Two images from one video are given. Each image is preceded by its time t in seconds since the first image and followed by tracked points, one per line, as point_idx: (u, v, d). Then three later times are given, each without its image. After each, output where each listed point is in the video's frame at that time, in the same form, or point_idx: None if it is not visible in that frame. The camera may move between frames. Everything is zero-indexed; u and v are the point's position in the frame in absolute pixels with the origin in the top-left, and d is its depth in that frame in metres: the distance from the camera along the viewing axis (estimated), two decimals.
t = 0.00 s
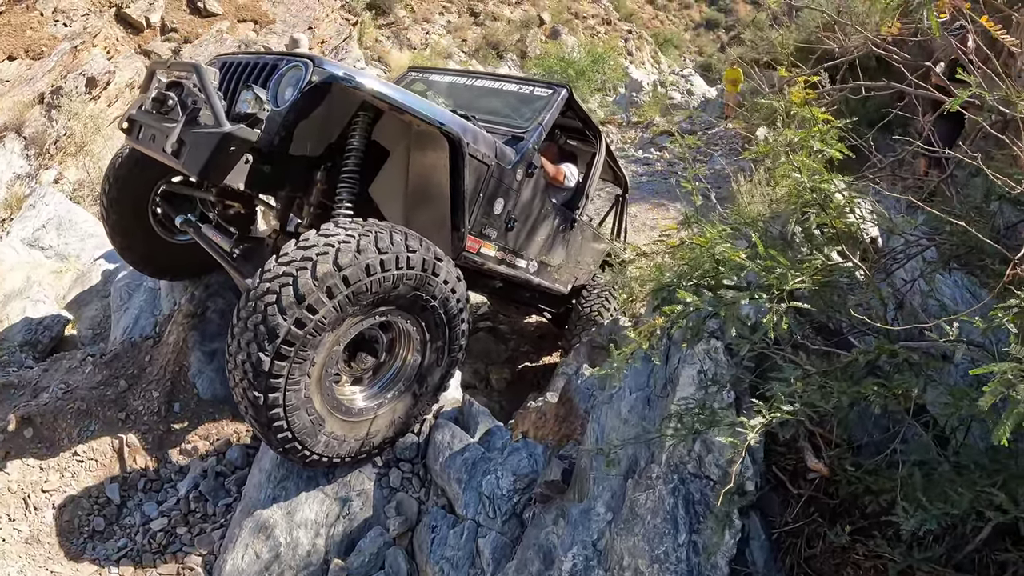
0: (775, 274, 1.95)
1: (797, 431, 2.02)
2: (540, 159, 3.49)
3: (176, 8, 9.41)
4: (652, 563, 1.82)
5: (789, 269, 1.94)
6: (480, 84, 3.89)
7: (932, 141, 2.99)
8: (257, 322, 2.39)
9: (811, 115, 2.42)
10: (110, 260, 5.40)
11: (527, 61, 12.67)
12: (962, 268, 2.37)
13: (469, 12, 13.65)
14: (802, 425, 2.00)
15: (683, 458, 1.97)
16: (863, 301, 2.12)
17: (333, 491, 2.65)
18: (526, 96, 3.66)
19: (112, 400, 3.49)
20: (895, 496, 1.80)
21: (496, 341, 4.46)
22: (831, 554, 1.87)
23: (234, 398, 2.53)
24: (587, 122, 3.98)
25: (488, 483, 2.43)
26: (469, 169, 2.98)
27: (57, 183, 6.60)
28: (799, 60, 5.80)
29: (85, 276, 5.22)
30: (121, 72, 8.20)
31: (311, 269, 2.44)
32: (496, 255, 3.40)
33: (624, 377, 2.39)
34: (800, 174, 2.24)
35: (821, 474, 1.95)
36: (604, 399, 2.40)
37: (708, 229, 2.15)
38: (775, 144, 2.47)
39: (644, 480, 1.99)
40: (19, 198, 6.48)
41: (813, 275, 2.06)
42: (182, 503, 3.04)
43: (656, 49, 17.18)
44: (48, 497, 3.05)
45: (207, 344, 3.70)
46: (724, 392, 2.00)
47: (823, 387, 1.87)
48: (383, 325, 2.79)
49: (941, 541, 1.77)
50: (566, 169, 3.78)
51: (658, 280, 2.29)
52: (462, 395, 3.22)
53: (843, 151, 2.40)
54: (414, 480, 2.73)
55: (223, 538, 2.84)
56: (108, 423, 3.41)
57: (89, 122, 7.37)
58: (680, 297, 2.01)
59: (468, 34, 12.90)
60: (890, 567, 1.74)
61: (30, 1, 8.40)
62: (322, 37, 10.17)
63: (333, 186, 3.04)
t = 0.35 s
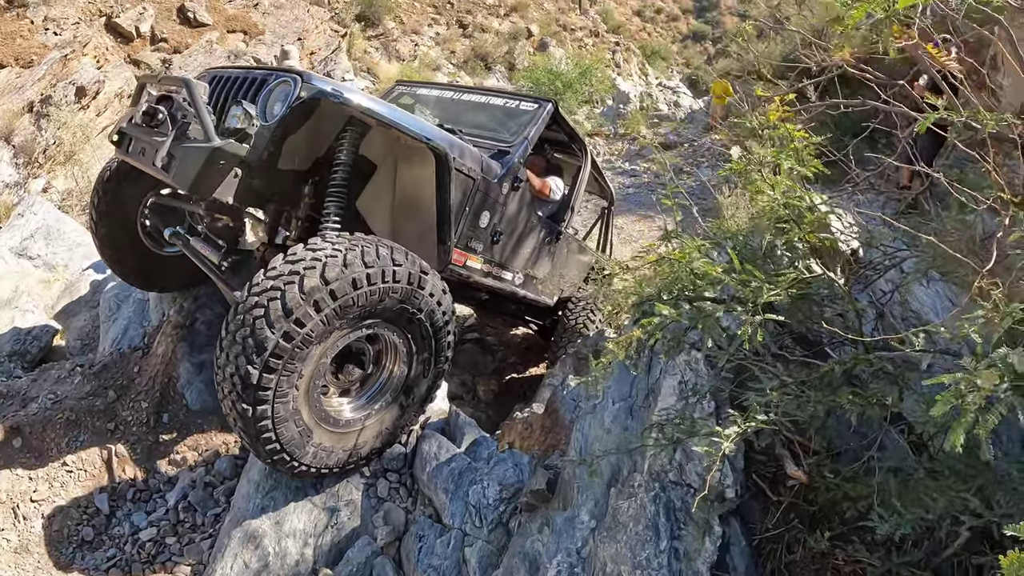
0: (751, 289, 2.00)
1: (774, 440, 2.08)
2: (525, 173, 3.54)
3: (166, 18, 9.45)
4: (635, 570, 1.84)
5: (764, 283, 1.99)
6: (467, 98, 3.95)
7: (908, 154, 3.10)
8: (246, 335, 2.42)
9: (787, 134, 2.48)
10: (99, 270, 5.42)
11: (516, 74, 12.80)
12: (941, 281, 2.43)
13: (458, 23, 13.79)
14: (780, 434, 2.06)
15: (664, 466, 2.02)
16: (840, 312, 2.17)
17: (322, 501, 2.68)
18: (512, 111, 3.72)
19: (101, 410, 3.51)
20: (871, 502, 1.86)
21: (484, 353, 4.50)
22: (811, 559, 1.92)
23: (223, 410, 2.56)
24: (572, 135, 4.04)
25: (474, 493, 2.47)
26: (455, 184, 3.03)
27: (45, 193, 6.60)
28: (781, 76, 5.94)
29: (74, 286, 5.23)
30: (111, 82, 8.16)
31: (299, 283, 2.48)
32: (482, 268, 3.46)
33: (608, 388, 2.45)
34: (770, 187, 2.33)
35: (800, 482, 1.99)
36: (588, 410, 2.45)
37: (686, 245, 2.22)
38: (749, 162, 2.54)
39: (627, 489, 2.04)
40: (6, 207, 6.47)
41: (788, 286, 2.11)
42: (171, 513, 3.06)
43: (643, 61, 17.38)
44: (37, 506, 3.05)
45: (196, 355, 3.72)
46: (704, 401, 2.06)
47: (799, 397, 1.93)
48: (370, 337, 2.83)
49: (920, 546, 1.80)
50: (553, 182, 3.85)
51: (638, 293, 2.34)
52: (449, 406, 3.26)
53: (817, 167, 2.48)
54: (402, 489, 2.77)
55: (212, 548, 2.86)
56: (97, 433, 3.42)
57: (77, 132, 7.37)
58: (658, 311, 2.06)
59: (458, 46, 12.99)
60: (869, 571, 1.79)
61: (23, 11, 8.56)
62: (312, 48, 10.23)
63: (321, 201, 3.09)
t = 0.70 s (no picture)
0: (743, 275, 2.02)
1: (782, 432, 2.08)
2: (533, 176, 3.57)
3: (184, 33, 9.65)
4: (636, 562, 1.87)
5: (757, 270, 2.00)
6: (473, 104, 4.00)
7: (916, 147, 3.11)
8: (252, 342, 2.47)
9: (782, 125, 2.48)
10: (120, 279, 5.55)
11: (532, 82, 12.87)
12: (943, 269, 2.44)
13: (473, 33, 13.91)
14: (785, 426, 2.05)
15: (667, 460, 2.00)
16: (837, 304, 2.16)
17: (333, 500, 2.73)
18: (518, 115, 3.76)
19: (119, 413, 3.59)
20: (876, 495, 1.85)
21: (499, 358, 4.52)
22: (817, 554, 1.92)
23: (235, 416, 2.61)
24: (580, 138, 4.08)
25: (483, 492, 2.48)
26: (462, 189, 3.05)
27: (68, 205, 6.75)
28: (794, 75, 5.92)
29: (95, 294, 5.36)
30: (130, 96, 8.45)
31: (303, 288, 2.52)
32: (492, 271, 3.48)
33: (614, 385, 2.47)
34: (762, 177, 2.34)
35: (804, 475, 2.00)
36: (594, 407, 2.48)
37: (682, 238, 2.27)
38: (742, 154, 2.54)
39: (630, 482, 2.04)
40: (30, 219, 6.64)
41: (784, 279, 2.15)
42: (186, 513, 3.11)
43: (660, 67, 17.38)
44: (55, 506, 3.14)
45: (213, 360, 3.78)
46: (706, 394, 2.04)
47: (797, 389, 1.89)
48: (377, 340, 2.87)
49: (928, 540, 1.79)
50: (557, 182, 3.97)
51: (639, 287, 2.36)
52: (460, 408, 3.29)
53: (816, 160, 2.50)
54: (412, 489, 2.80)
55: (226, 546, 2.89)
56: (115, 435, 3.50)
57: (99, 145, 7.55)
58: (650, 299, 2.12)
59: (473, 55, 13.10)
60: (875, 565, 1.79)
61: (42, 26, 8.71)
62: (328, 60, 10.38)
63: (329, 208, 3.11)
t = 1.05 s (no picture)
0: (778, 281, 2.02)
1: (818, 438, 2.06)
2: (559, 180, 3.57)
3: (208, 43, 9.80)
4: (669, 570, 1.85)
5: (791, 275, 2.01)
6: (497, 108, 4.02)
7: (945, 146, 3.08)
8: (290, 359, 2.48)
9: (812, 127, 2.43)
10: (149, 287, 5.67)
11: (555, 84, 12.88)
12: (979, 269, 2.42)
13: (494, 36, 13.94)
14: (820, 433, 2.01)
15: (701, 466, 2.01)
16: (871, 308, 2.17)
17: (366, 507, 2.74)
18: (543, 118, 3.77)
19: (152, 421, 3.66)
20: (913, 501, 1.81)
21: (526, 362, 4.53)
22: (851, 560, 1.89)
23: (270, 429, 2.61)
24: (605, 139, 4.07)
25: (515, 498, 2.49)
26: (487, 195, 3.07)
27: (98, 215, 6.88)
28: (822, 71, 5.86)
29: (126, 302, 5.48)
30: (156, 106, 8.64)
31: (339, 304, 2.53)
32: (521, 277, 3.49)
33: (646, 390, 2.43)
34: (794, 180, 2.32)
35: (839, 481, 1.96)
36: (626, 412, 2.45)
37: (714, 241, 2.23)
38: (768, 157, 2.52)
39: (664, 489, 2.04)
40: (61, 228, 6.78)
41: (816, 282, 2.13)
42: (219, 519, 3.16)
43: (683, 65, 17.27)
44: (88, 513, 3.19)
45: (243, 367, 3.86)
46: (740, 400, 2.01)
47: (831, 396, 1.88)
48: (411, 351, 2.88)
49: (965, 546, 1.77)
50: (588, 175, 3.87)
51: (670, 293, 2.35)
52: (491, 413, 3.29)
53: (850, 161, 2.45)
54: (445, 496, 2.81)
55: (258, 552, 2.95)
56: (147, 442, 3.57)
57: (127, 155, 7.69)
58: (683, 307, 2.14)
59: (495, 58, 13.13)
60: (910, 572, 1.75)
61: (68, 40, 8.89)
62: (351, 66, 10.47)
63: (355, 218, 3.15)
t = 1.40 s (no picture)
0: (774, 291, 1.93)
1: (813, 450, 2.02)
2: (556, 179, 3.52)
3: (207, 39, 9.75)
4: None
5: (788, 286, 1.92)
6: (495, 106, 3.97)
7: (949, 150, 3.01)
8: (279, 364, 2.41)
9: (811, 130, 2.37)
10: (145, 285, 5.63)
11: (554, 81, 12.81)
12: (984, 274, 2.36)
13: (494, 33, 13.88)
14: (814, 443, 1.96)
15: (694, 478, 1.99)
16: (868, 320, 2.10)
17: (357, 511, 2.72)
18: (541, 117, 3.72)
19: (144, 421, 3.63)
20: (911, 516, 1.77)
21: (523, 361, 4.48)
22: None
23: (260, 436, 2.55)
24: (603, 138, 4.02)
25: (506, 504, 2.41)
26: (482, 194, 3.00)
27: (94, 211, 6.83)
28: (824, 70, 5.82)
29: (121, 300, 5.45)
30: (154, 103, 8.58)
31: (330, 307, 2.47)
32: (516, 277, 3.44)
33: (639, 397, 2.39)
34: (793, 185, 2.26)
35: (836, 493, 1.94)
36: (618, 419, 2.40)
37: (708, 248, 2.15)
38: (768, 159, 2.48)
39: (657, 500, 2.00)
40: (57, 225, 6.73)
41: (817, 292, 2.06)
42: (210, 521, 3.11)
43: (683, 62, 17.19)
44: (80, 514, 3.16)
45: (236, 367, 3.83)
46: (735, 410, 1.97)
47: (829, 408, 1.82)
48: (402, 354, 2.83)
49: (962, 561, 1.73)
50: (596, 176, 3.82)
51: (665, 299, 2.30)
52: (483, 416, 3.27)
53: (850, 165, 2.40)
54: (436, 501, 2.77)
55: (248, 555, 2.90)
56: (139, 443, 3.53)
57: (124, 152, 7.64)
58: (677, 317, 2.01)
59: (494, 55, 13.07)
60: None
61: (65, 36, 8.84)
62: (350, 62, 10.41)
63: (346, 218, 3.12)
